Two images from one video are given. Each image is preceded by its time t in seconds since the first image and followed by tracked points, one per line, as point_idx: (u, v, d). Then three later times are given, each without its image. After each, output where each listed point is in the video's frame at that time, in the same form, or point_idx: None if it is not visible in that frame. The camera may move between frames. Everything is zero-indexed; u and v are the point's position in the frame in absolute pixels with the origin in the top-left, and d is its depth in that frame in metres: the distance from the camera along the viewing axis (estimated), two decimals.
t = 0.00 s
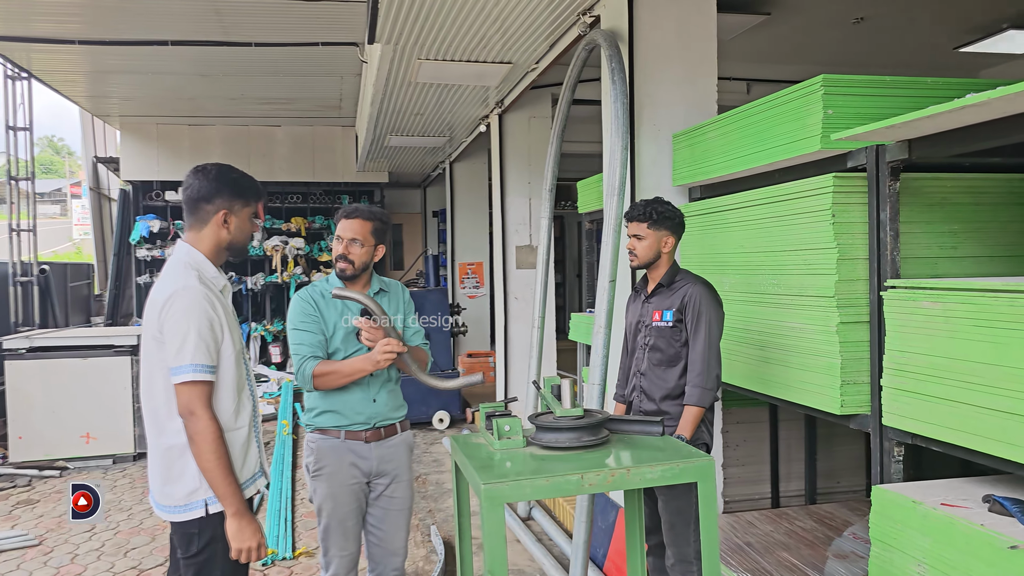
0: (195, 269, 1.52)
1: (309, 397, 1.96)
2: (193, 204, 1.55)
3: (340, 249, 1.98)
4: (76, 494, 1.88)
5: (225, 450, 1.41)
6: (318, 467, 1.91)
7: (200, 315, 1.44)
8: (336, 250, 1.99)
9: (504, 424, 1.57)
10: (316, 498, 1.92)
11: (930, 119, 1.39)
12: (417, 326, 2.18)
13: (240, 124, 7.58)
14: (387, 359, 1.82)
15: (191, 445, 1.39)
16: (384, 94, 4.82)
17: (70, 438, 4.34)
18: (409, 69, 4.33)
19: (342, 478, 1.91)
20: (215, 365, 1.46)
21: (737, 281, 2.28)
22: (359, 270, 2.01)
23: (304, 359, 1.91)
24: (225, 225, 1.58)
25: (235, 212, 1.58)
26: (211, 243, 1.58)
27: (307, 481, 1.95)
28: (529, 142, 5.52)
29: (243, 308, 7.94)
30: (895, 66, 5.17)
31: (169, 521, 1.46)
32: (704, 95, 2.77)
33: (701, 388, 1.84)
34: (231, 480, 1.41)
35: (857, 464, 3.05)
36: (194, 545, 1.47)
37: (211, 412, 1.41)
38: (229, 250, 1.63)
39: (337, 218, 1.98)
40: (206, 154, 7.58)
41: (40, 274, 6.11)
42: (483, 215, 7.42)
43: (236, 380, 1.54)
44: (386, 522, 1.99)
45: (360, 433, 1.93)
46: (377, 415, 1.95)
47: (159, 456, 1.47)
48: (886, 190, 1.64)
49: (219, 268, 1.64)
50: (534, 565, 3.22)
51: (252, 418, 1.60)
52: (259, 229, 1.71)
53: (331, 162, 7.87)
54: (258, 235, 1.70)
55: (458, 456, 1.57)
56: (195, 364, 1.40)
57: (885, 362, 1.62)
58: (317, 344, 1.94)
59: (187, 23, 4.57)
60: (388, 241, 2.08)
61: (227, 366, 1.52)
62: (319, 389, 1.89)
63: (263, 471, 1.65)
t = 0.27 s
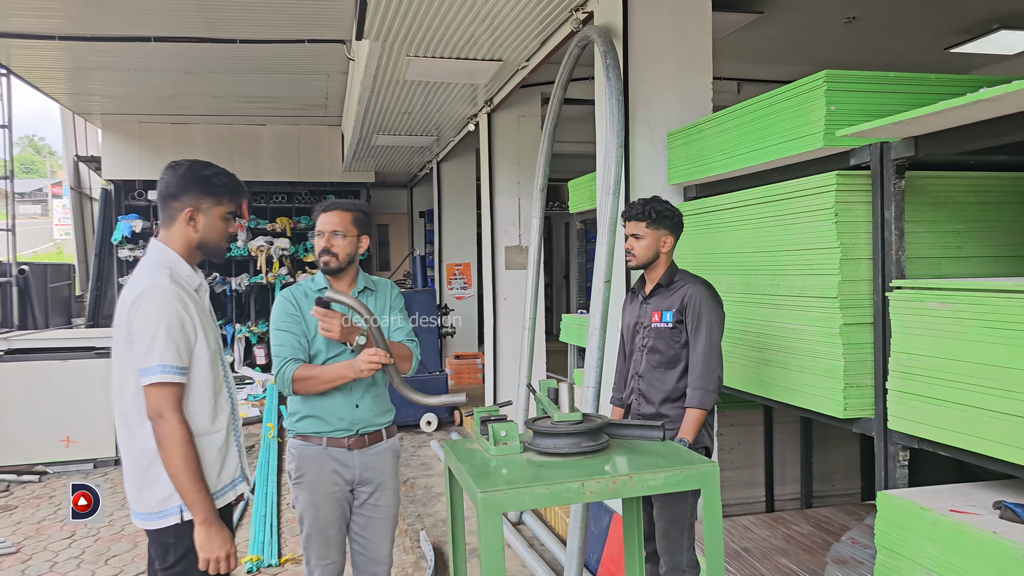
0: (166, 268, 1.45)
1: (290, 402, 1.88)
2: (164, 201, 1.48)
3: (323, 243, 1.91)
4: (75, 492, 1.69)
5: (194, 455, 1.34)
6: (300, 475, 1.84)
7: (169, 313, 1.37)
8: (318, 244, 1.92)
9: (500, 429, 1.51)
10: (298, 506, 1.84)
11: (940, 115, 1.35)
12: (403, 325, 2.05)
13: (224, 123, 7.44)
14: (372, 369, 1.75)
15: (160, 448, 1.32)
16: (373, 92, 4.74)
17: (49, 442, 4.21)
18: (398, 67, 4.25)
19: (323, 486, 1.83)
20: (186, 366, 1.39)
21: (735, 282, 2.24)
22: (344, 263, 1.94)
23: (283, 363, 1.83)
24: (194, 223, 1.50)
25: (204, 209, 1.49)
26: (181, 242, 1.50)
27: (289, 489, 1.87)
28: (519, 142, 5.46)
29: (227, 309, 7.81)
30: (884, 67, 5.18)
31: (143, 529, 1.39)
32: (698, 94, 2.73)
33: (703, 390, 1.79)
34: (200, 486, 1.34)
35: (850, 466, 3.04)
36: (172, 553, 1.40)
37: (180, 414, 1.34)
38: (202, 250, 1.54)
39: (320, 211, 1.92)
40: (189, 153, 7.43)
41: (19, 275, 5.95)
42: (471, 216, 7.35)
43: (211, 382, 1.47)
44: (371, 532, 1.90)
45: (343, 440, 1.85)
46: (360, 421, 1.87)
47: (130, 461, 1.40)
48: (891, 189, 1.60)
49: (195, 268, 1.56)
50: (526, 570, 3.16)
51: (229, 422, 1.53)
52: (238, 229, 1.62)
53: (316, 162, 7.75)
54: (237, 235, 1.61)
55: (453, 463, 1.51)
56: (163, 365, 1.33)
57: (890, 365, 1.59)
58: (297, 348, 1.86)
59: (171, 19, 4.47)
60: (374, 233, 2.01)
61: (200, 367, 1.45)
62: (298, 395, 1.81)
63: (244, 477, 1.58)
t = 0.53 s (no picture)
0: (137, 270, 1.38)
1: (278, 410, 1.82)
2: (135, 199, 1.41)
3: (307, 245, 1.84)
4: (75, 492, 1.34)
5: (168, 464, 1.27)
6: (289, 485, 1.77)
7: (138, 317, 1.30)
8: (302, 248, 1.85)
9: (501, 437, 1.44)
10: (287, 517, 1.78)
11: (959, 112, 1.31)
12: (395, 327, 1.98)
13: (212, 121, 7.32)
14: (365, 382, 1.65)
15: (132, 459, 1.25)
16: (365, 90, 4.66)
17: (32, 448, 4.10)
18: (391, 64, 4.18)
19: (313, 496, 1.76)
20: (159, 371, 1.31)
21: (738, 283, 2.19)
22: (331, 266, 1.87)
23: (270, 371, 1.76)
24: (165, 223, 1.42)
25: (175, 208, 1.41)
26: (153, 244, 1.43)
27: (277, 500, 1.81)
28: (513, 141, 5.39)
29: (215, 309, 7.69)
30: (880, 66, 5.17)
31: (117, 540, 1.34)
32: (698, 92, 2.68)
33: (711, 395, 1.74)
34: (177, 495, 1.27)
35: (851, 469, 3.00)
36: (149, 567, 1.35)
37: (152, 422, 1.26)
38: (176, 251, 1.47)
39: (303, 213, 1.85)
40: (177, 151, 7.31)
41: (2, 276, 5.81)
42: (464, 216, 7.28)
43: (185, 389, 1.40)
44: (364, 544, 1.83)
45: (333, 450, 1.78)
46: (351, 430, 1.80)
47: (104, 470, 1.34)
48: (904, 189, 1.56)
49: (171, 269, 1.50)
50: None
51: (206, 430, 1.45)
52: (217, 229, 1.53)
53: (307, 162, 7.64)
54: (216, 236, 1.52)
55: (451, 472, 1.43)
56: (133, 371, 1.26)
57: (904, 370, 1.54)
58: (285, 356, 1.79)
59: (159, 16, 4.37)
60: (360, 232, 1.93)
61: (174, 373, 1.37)
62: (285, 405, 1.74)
63: (223, 487, 1.50)
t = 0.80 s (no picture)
0: (105, 274, 1.34)
1: (271, 416, 1.76)
2: (109, 206, 1.37)
3: (299, 248, 1.78)
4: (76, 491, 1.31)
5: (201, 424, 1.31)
6: (283, 493, 1.71)
7: (112, 319, 1.28)
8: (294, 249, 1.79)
9: (503, 444, 1.39)
10: (281, 527, 1.71)
11: (978, 108, 1.26)
12: (392, 329, 1.92)
13: (204, 119, 7.23)
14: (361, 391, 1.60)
15: (167, 446, 1.28)
16: (361, 88, 4.60)
17: (20, 452, 4.01)
18: (387, 62, 4.12)
19: (309, 505, 1.70)
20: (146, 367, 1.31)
21: (742, 284, 2.14)
22: (324, 268, 1.82)
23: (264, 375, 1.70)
24: (139, 237, 1.38)
25: (147, 223, 1.37)
26: (129, 252, 1.39)
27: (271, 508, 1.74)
28: (510, 141, 5.33)
29: (207, 310, 7.59)
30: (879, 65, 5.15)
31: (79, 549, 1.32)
32: (700, 90, 2.63)
33: (720, 399, 1.70)
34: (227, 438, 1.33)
35: (854, 473, 2.96)
36: None
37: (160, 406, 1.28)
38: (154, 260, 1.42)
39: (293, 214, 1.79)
40: (169, 150, 7.21)
41: None
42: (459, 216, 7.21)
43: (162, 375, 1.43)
44: (360, 553, 1.77)
45: (329, 456, 1.72)
46: (347, 436, 1.74)
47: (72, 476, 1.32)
48: (917, 188, 1.51)
49: (149, 275, 1.45)
50: None
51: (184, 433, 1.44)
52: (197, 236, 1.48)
53: (300, 161, 7.56)
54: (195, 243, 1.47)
55: (451, 480, 1.37)
56: (119, 370, 1.25)
57: (918, 374, 1.50)
58: (279, 360, 1.73)
59: (150, 12, 4.29)
60: (353, 232, 1.88)
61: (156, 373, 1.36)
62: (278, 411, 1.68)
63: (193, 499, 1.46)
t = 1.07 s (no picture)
0: (95, 275, 1.32)
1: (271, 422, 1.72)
2: (92, 200, 1.34)
3: (302, 247, 1.74)
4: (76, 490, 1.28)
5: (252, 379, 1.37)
6: (283, 501, 1.68)
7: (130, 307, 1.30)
8: (298, 249, 1.75)
9: (508, 452, 1.36)
10: (281, 535, 1.68)
11: (995, 108, 1.23)
12: (394, 332, 1.88)
13: (202, 119, 7.19)
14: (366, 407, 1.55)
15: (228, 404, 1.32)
16: (359, 88, 4.56)
17: (14, 455, 3.97)
18: (386, 61, 4.08)
19: (309, 513, 1.66)
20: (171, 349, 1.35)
21: (749, 287, 2.11)
22: (327, 269, 1.78)
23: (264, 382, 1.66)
24: (124, 227, 1.36)
25: (135, 212, 1.35)
26: (112, 249, 1.36)
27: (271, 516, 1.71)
28: (510, 141, 5.30)
29: (204, 311, 7.54)
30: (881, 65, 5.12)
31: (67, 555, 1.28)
32: (704, 89, 2.60)
33: (730, 404, 1.67)
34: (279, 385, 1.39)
35: (859, 477, 2.93)
36: None
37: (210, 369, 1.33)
38: (135, 258, 1.40)
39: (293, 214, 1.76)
40: (166, 150, 7.16)
41: None
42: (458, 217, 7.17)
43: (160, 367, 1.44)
44: (362, 562, 1.73)
45: (330, 464, 1.68)
46: (348, 444, 1.70)
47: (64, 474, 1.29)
48: (931, 189, 1.48)
49: (131, 275, 1.42)
50: None
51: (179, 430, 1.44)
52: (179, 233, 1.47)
53: (298, 161, 7.51)
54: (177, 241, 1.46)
55: (456, 488, 1.34)
56: (156, 347, 1.29)
57: (932, 379, 1.47)
58: (279, 366, 1.69)
59: (146, 10, 4.24)
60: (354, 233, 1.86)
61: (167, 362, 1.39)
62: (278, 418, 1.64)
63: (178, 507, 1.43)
